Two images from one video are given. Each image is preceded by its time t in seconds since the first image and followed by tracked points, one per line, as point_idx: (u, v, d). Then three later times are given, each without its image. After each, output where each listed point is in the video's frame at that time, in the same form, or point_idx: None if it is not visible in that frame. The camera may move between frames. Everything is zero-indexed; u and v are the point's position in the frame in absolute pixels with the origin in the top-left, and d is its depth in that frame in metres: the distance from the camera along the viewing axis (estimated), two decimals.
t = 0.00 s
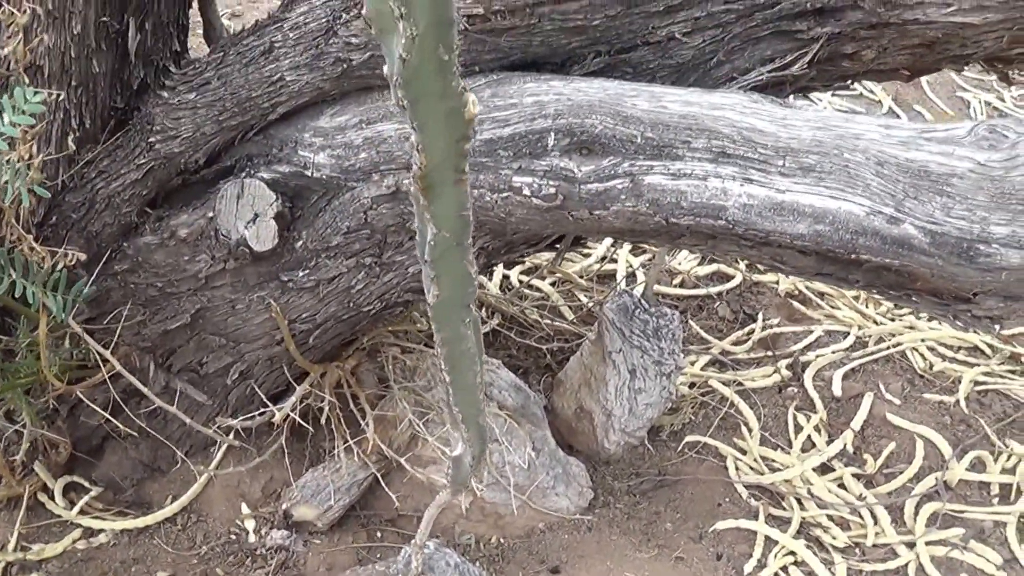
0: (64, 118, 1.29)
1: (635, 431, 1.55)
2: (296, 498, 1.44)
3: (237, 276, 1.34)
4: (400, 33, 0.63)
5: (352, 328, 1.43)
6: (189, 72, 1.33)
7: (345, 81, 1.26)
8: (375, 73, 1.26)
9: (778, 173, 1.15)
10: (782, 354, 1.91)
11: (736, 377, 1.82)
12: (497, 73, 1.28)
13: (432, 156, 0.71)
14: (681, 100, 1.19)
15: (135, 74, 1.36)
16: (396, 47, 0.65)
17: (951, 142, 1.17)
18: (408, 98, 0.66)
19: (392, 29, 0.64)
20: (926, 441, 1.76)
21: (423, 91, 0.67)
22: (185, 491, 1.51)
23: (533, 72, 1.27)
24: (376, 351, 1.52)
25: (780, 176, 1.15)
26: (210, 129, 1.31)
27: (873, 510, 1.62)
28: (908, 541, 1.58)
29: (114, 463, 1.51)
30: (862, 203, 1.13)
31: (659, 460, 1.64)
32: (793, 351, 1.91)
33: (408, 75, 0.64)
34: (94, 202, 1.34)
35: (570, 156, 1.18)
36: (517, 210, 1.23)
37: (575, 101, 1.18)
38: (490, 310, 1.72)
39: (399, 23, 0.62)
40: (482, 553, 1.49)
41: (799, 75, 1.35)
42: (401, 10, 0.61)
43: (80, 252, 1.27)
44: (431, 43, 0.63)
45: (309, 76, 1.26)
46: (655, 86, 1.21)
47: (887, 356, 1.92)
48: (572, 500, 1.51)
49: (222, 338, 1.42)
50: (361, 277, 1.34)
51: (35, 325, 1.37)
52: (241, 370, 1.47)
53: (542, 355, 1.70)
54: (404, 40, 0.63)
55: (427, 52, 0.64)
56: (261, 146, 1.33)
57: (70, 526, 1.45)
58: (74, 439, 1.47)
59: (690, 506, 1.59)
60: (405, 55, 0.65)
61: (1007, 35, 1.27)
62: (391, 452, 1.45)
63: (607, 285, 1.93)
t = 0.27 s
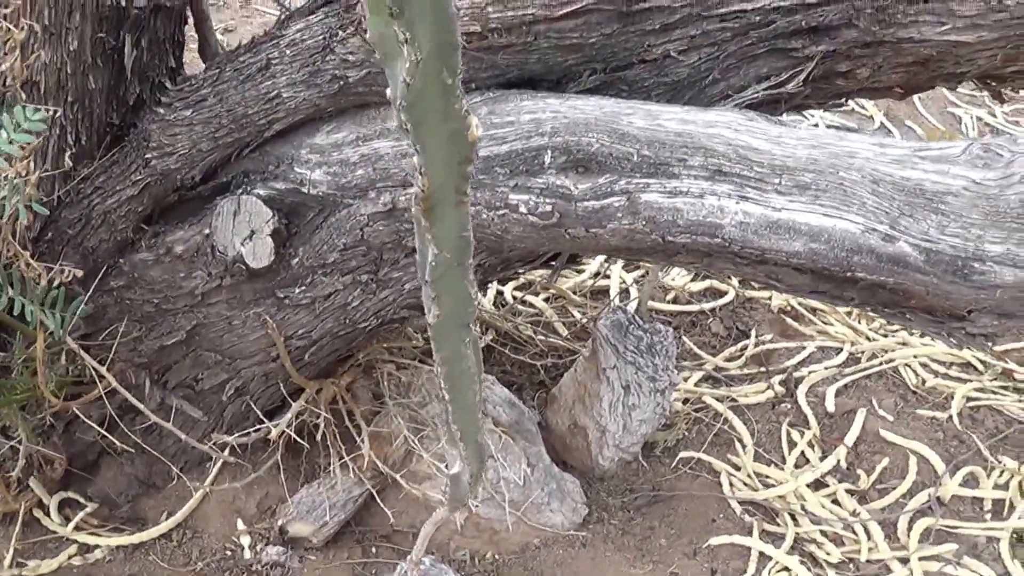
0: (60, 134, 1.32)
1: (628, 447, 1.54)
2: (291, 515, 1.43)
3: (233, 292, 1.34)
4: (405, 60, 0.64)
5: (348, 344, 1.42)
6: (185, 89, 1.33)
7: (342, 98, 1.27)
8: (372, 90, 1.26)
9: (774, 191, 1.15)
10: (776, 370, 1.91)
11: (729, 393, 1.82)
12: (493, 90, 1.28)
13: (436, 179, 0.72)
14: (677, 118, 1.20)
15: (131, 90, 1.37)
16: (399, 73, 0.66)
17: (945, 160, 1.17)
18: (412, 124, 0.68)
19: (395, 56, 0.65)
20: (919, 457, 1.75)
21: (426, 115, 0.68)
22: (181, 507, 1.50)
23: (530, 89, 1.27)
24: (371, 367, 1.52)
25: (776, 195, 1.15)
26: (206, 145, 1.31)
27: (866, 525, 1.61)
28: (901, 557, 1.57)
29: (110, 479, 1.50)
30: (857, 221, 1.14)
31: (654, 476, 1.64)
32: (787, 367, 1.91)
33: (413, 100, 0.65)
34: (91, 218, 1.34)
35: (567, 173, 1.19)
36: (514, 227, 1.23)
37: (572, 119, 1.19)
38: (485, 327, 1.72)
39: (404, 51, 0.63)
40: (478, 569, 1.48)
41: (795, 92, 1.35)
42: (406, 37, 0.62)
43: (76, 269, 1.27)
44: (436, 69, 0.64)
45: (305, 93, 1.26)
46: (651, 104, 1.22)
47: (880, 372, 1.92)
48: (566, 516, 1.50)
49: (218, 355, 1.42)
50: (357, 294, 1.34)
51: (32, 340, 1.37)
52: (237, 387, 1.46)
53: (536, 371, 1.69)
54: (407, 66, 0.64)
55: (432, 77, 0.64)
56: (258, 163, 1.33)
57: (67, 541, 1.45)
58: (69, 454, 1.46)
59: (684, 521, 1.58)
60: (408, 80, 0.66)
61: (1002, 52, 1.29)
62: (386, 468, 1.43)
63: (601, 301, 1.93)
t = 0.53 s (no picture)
0: (56, 149, 1.32)
1: (625, 461, 1.51)
2: (287, 529, 1.42)
3: (230, 307, 1.34)
4: (414, 68, 0.69)
5: (344, 359, 1.42)
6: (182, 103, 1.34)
7: (340, 112, 1.28)
8: (370, 104, 1.27)
9: (772, 206, 1.16)
10: (770, 385, 1.90)
11: (724, 408, 1.81)
12: (491, 103, 1.28)
13: (440, 187, 0.76)
14: (676, 132, 1.20)
15: (128, 105, 1.37)
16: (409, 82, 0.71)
17: (943, 175, 1.18)
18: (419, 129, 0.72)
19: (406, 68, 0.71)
20: (914, 472, 1.75)
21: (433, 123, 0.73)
22: (177, 522, 1.49)
23: (528, 103, 1.28)
24: (367, 382, 1.51)
25: (774, 209, 1.16)
26: (203, 160, 1.31)
27: (862, 540, 1.61)
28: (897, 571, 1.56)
29: (105, 494, 1.48)
30: (855, 236, 1.14)
31: (649, 491, 1.62)
32: (781, 382, 1.91)
33: (420, 105, 0.70)
34: (87, 233, 1.34)
35: (565, 188, 1.19)
36: (512, 242, 1.22)
37: (570, 134, 1.19)
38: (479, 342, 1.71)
39: (413, 60, 0.68)
40: None
41: (792, 107, 1.36)
42: (415, 46, 0.68)
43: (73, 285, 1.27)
44: (442, 77, 0.69)
45: (302, 107, 1.27)
46: (649, 119, 1.22)
47: (875, 387, 1.92)
48: (563, 529, 1.49)
49: (214, 370, 1.41)
50: (353, 309, 1.34)
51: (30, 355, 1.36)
52: (233, 402, 1.45)
53: (531, 386, 1.67)
54: (416, 73, 0.69)
55: (438, 84, 0.69)
56: (255, 177, 1.32)
57: (62, 557, 1.44)
58: (65, 470, 1.44)
59: (681, 536, 1.57)
60: (418, 90, 0.71)
61: (996, 67, 1.31)
62: (383, 482, 1.42)
63: (595, 316, 1.92)
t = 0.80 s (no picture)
0: (52, 162, 1.33)
1: (620, 475, 1.50)
2: (284, 543, 1.41)
3: (227, 321, 1.33)
4: (422, 79, 0.71)
5: (341, 373, 1.41)
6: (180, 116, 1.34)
7: (338, 126, 1.28)
8: (368, 117, 1.27)
9: (770, 220, 1.16)
10: (766, 398, 1.88)
11: (720, 421, 1.79)
12: (488, 116, 1.29)
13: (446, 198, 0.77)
14: (674, 146, 1.21)
15: (124, 119, 1.39)
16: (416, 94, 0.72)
17: (941, 188, 1.19)
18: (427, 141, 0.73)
19: (414, 79, 0.72)
20: (911, 484, 1.73)
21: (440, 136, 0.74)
22: (173, 536, 1.48)
23: (526, 116, 1.28)
24: (363, 397, 1.50)
25: (772, 223, 1.16)
26: (199, 174, 1.31)
27: (859, 553, 1.58)
28: None
29: (102, 507, 1.47)
30: (854, 249, 1.15)
31: (645, 504, 1.60)
32: (777, 396, 1.88)
33: (429, 117, 0.71)
34: (84, 246, 1.34)
35: (562, 202, 1.19)
36: (510, 255, 1.22)
37: (567, 148, 1.20)
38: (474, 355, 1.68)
39: (421, 71, 0.70)
40: None
41: (790, 121, 1.36)
42: (423, 58, 0.69)
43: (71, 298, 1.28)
44: (449, 88, 0.70)
45: (299, 121, 1.27)
46: (647, 133, 1.23)
47: (871, 399, 1.90)
48: (558, 543, 1.47)
49: (211, 384, 1.40)
50: (350, 323, 1.33)
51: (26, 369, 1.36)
52: (229, 416, 1.44)
53: (527, 399, 1.65)
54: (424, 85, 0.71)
55: (445, 95, 0.71)
56: (253, 191, 1.32)
57: (58, 571, 1.43)
58: (60, 484, 1.43)
59: (677, 549, 1.55)
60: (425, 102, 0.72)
61: (993, 79, 1.31)
62: (379, 495, 1.42)
63: (591, 329, 1.91)
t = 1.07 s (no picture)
0: (50, 174, 1.34)
1: (618, 487, 1.47)
2: (281, 556, 1.38)
3: (223, 334, 1.33)
4: (418, 97, 0.69)
5: (338, 386, 1.41)
6: (177, 129, 1.33)
7: (335, 139, 1.28)
8: (365, 131, 1.27)
9: (767, 233, 1.17)
10: (762, 410, 1.87)
11: (717, 432, 1.79)
12: (486, 129, 1.29)
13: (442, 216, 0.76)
14: (671, 160, 1.21)
15: (121, 131, 1.39)
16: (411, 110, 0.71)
17: (939, 201, 1.19)
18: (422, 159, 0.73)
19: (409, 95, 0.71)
20: (907, 496, 1.72)
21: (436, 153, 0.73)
22: (170, 548, 1.47)
23: (523, 129, 1.29)
24: (359, 410, 1.50)
25: (769, 236, 1.16)
26: (197, 187, 1.31)
27: (856, 565, 1.57)
28: None
29: (99, 519, 1.46)
30: (851, 263, 1.15)
31: (642, 516, 1.59)
32: (774, 407, 1.88)
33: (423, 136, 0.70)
34: (81, 258, 1.34)
35: (559, 216, 1.19)
36: (507, 268, 1.22)
37: (564, 161, 1.20)
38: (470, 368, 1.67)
39: (417, 88, 0.68)
40: None
41: (787, 133, 1.35)
42: (418, 75, 0.68)
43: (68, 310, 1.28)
44: (446, 106, 0.69)
45: (296, 134, 1.27)
46: (645, 146, 1.23)
47: (868, 411, 1.89)
48: (556, 555, 1.44)
49: (208, 397, 1.40)
50: (347, 336, 1.33)
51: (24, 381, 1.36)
52: (227, 428, 1.43)
53: (523, 412, 1.63)
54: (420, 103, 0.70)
55: (442, 113, 0.69)
56: (249, 204, 1.32)
57: None
58: (57, 496, 1.43)
59: (674, 562, 1.53)
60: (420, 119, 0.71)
61: (990, 92, 1.31)
62: (376, 508, 1.41)
63: (587, 341, 1.90)
